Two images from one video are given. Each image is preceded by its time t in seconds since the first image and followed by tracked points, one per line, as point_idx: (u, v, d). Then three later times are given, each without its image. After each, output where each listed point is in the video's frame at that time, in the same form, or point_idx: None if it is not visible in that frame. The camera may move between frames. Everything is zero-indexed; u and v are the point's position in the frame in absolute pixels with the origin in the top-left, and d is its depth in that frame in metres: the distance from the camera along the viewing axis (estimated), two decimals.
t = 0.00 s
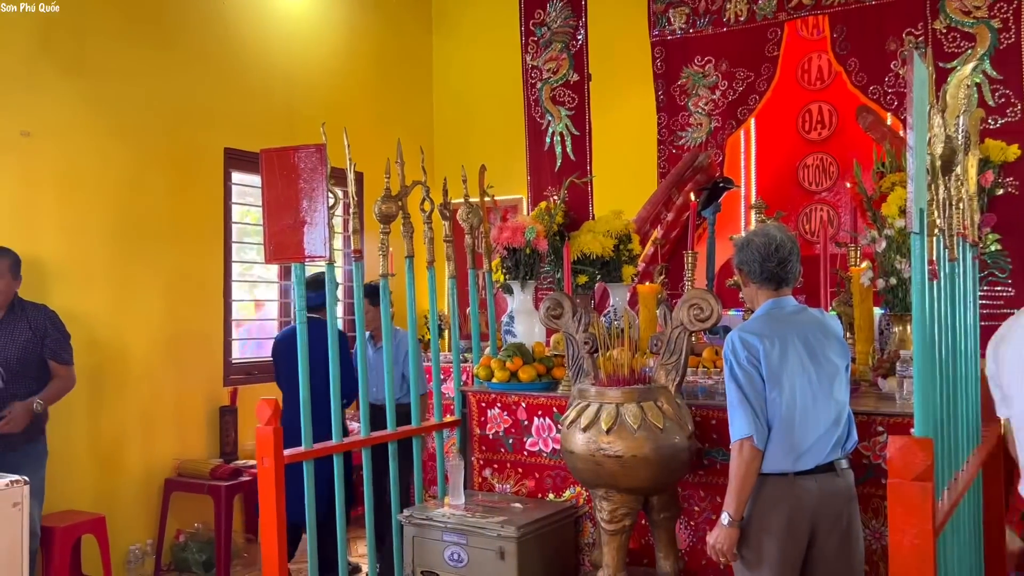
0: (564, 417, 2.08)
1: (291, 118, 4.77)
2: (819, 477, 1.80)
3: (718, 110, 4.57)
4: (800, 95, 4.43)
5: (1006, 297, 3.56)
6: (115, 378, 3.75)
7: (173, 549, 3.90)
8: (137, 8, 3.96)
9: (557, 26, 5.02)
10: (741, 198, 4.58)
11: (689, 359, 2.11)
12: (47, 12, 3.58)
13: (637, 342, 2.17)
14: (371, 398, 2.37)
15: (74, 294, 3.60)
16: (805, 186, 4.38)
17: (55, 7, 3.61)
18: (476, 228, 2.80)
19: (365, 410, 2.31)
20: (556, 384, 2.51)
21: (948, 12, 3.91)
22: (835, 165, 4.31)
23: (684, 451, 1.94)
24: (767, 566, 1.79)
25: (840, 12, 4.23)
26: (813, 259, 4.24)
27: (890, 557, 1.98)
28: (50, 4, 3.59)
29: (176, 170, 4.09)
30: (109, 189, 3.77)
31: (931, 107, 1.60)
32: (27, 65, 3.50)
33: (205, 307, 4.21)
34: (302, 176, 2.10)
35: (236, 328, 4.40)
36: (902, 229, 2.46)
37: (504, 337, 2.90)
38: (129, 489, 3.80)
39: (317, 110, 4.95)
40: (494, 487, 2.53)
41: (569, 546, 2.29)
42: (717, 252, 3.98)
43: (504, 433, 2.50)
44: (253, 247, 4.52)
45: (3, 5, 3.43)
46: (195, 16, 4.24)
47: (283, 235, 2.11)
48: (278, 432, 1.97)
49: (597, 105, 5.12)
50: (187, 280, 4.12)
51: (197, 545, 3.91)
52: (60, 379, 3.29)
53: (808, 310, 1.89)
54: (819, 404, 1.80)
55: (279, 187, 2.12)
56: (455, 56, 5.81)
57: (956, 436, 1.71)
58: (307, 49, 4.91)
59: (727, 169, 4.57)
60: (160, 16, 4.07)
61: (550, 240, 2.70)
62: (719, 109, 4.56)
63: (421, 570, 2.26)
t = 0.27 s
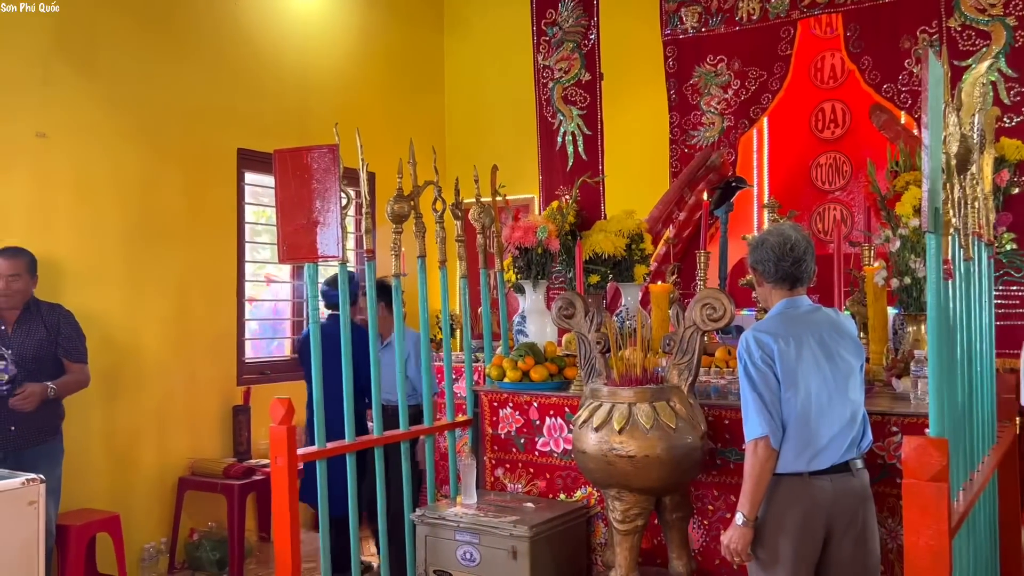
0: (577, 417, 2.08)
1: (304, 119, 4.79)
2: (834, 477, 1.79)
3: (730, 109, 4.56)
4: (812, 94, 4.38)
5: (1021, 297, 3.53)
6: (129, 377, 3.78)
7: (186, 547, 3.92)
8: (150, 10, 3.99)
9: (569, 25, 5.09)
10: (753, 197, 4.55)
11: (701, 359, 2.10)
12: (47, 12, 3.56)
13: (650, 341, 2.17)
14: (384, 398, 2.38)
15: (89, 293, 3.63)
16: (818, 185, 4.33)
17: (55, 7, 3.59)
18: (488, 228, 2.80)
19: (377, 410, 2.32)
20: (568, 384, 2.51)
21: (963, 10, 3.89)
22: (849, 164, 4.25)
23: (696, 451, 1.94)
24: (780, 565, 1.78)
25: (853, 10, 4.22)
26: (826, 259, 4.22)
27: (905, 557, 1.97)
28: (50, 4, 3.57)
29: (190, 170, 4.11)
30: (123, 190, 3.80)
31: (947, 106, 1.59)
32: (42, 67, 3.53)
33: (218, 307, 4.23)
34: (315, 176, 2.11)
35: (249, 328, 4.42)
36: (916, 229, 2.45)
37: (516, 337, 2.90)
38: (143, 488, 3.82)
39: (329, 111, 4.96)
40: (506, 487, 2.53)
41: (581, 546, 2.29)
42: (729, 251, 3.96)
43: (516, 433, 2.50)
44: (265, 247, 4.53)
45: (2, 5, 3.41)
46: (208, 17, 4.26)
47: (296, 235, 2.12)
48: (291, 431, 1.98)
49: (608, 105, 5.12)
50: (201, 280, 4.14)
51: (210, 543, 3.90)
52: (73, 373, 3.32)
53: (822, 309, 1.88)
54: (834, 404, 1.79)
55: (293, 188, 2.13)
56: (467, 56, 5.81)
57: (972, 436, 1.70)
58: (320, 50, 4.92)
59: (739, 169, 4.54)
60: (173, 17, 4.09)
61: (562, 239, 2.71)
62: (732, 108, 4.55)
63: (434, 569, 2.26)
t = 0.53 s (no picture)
0: (593, 417, 2.08)
1: (320, 120, 4.81)
2: (850, 478, 1.78)
3: (747, 108, 4.52)
4: (830, 92, 4.44)
5: None
6: (148, 377, 3.81)
7: (205, 546, 3.96)
8: (169, 12, 4.02)
9: (585, 24, 5.13)
10: (771, 195, 4.60)
11: (718, 359, 2.09)
12: (47, 12, 3.52)
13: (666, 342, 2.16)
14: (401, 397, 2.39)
15: (109, 293, 3.67)
16: (837, 183, 4.38)
17: (55, 7, 3.55)
18: (504, 228, 2.80)
19: (394, 410, 2.32)
20: (585, 383, 2.51)
21: (983, 7, 3.85)
22: (867, 163, 4.30)
23: (714, 452, 1.93)
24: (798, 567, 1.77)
25: (872, 8, 4.18)
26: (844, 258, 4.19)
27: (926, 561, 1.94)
28: (50, 4, 3.53)
29: (208, 171, 4.14)
30: (143, 191, 3.83)
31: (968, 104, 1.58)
32: (63, 70, 3.57)
33: (236, 307, 4.26)
34: (332, 177, 2.12)
35: (267, 327, 4.45)
36: (936, 227, 2.43)
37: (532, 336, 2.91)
38: (162, 486, 3.86)
39: (346, 112, 4.98)
40: (522, 487, 2.53)
41: (597, 546, 2.29)
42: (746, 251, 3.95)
43: (532, 433, 2.51)
44: (283, 247, 4.56)
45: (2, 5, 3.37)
46: (225, 19, 4.29)
47: (314, 236, 2.13)
48: (309, 431, 1.99)
49: (624, 104, 5.11)
50: (219, 280, 4.17)
51: (228, 541, 3.93)
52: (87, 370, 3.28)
53: (840, 309, 1.87)
54: (851, 405, 1.78)
55: (310, 188, 2.13)
56: (483, 56, 5.82)
57: (992, 437, 1.68)
58: (336, 51, 4.94)
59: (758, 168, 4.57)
60: (191, 19, 4.12)
61: (578, 239, 2.69)
62: (749, 107, 4.51)
63: (450, 569, 2.26)
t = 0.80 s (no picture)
0: (616, 417, 2.07)
1: (343, 121, 4.84)
2: (869, 481, 1.76)
3: (771, 106, 4.48)
4: (855, 89, 4.43)
5: None
6: (174, 376, 3.85)
7: (230, 544, 3.99)
8: (194, 15, 4.06)
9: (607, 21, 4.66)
10: (795, 194, 4.58)
11: (743, 359, 2.08)
12: (47, 12, 3.47)
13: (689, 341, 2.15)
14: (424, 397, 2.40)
15: (136, 294, 3.71)
16: (861, 182, 4.35)
17: (55, 7, 3.50)
18: (525, 227, 2.80)
19: (417, 409, 2.34)
20: (607, 384, 2.50)
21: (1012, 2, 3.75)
22: (892, 161, 4.28)
23: (737, 453, 1.92)
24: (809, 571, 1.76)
25: (897, 4, 4.11)
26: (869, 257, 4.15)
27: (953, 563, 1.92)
28: (50, 3, 3.48)
29: (232, 172, 4.18)
30: (168, 193, 3.88)
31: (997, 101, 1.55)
32: (90, 73, 3.61)
33: (260, 307, 4.29)
34: (355, 177, 2.13)
35: (290, 327, 4.48)
36: (963, 226, 2.38)
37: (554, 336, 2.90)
38: (188, 485, 3.90)
39: (368, 112, 5.00)
40: (545, 487, 2.53)
41: (620, 547, 2.28)
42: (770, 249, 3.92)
43: (554, 433, 2.50)
44: (306, 247, 4.60)
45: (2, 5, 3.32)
46: (249, 21, 4.33)
47: (337, 236, 2.15)
48: (333, 430, 2.00)
49: (646, 103, 5.09)
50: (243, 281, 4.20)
51: (253, 539, 3.97)
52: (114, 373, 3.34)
53: (857, 311, 1.85)
54: (865, 406, 1.76)
55: (334, 189, 2.15)
56: (505, 56, 5.81)
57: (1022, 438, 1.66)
58: (359, 52, 4.96)
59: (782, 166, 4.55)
60: (216, 22, 4.16)
61: (600, 238, 2.68)
62: (773, 105, 4.48)
63: (473, 568, 2.27)
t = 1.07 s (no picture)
0: (646, 418, 2.06)
1: (373, 122, 4.87)
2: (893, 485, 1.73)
3: (803, 103, 4.45)
4: (889, 86, 4.28)
5: None
6: (208, 375, 3.91)
7: (262, 541, 4.04)
8: (226, 18, 4.11)
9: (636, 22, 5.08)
10: (827, 193, 4.45)
11: (775, 359, 2.06)
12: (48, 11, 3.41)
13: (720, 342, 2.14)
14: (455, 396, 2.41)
15: (170, 293, 3.77)
16: (895, 179, 4.21)
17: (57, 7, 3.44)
18: (554, 227, 2.80)
19: (447, 408, 2.35)
20: (637, 383, 2.50)
21: None
22: (927, 158, 4.13)
23: (768, 454, 1.90)
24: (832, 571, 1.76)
25: None
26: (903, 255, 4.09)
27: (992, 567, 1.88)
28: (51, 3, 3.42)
29: (263, 173, 4.23)
30: (202, 194, 3.93)
31: None
32: (125, 76, 3.67)
33: (291, 307, 4.34)
34: (385, 178, 2.14)
35: (322, 326, 4.53)
36: (1000, 224, 2.30)
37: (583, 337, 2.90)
38: (221, 482, 3.95)
39: (398, 113, 5.03)
40: (575, 486, 2.53)
41: (650, 548, 2.27)
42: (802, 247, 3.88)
43: (584, 433, 2.50)
44: (337, 247, 4.64)
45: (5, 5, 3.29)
46: (280, 24, 4.37)
47: (367, 236, 2.17)
48: (364, 428, 2.02)
49: (676, 101, 5.06)
50: (275, 281, 4.25)
51: (286, 537, 4.02)
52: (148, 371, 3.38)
53: (890, 314, 1.82)
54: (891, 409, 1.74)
55: (364, 190, 2.17)
56: (534, 56, 5.82)
57: None
58: (388, 53, 5.00)
59: (812, 165, 4.45)
60: (248, 25, 4.21)
61: (630, 237, 2.66)
62: (805, 102, 4.44)
63: (503, 567, 2.27)
